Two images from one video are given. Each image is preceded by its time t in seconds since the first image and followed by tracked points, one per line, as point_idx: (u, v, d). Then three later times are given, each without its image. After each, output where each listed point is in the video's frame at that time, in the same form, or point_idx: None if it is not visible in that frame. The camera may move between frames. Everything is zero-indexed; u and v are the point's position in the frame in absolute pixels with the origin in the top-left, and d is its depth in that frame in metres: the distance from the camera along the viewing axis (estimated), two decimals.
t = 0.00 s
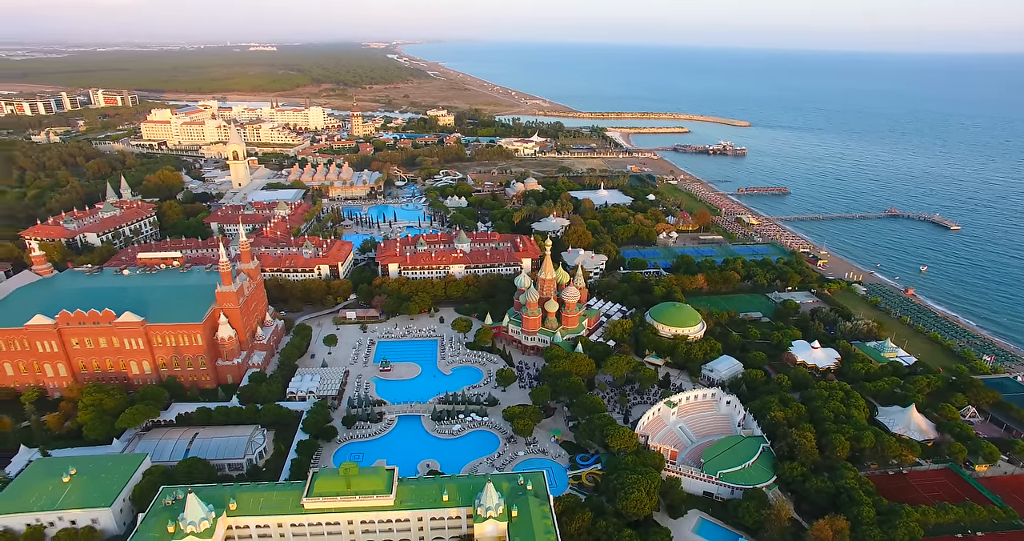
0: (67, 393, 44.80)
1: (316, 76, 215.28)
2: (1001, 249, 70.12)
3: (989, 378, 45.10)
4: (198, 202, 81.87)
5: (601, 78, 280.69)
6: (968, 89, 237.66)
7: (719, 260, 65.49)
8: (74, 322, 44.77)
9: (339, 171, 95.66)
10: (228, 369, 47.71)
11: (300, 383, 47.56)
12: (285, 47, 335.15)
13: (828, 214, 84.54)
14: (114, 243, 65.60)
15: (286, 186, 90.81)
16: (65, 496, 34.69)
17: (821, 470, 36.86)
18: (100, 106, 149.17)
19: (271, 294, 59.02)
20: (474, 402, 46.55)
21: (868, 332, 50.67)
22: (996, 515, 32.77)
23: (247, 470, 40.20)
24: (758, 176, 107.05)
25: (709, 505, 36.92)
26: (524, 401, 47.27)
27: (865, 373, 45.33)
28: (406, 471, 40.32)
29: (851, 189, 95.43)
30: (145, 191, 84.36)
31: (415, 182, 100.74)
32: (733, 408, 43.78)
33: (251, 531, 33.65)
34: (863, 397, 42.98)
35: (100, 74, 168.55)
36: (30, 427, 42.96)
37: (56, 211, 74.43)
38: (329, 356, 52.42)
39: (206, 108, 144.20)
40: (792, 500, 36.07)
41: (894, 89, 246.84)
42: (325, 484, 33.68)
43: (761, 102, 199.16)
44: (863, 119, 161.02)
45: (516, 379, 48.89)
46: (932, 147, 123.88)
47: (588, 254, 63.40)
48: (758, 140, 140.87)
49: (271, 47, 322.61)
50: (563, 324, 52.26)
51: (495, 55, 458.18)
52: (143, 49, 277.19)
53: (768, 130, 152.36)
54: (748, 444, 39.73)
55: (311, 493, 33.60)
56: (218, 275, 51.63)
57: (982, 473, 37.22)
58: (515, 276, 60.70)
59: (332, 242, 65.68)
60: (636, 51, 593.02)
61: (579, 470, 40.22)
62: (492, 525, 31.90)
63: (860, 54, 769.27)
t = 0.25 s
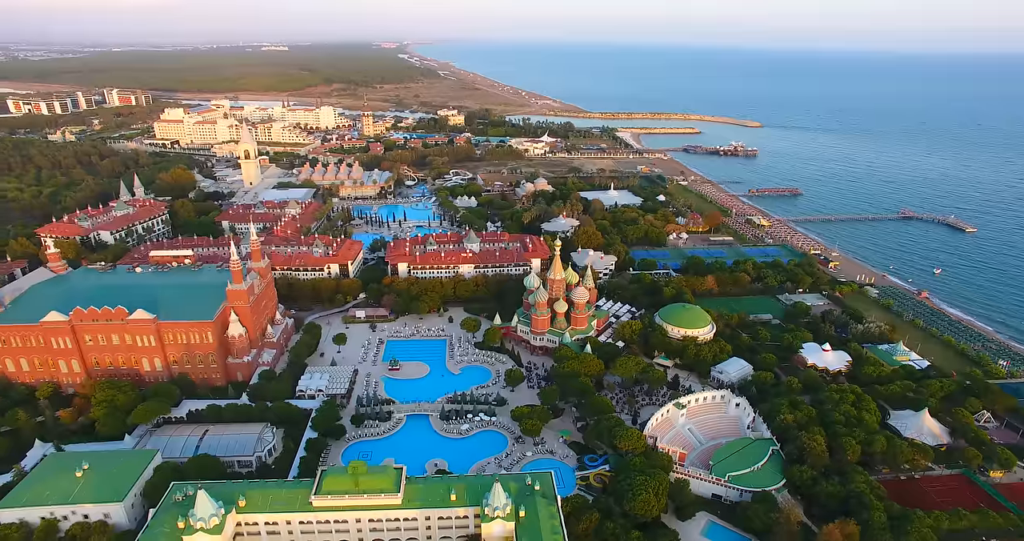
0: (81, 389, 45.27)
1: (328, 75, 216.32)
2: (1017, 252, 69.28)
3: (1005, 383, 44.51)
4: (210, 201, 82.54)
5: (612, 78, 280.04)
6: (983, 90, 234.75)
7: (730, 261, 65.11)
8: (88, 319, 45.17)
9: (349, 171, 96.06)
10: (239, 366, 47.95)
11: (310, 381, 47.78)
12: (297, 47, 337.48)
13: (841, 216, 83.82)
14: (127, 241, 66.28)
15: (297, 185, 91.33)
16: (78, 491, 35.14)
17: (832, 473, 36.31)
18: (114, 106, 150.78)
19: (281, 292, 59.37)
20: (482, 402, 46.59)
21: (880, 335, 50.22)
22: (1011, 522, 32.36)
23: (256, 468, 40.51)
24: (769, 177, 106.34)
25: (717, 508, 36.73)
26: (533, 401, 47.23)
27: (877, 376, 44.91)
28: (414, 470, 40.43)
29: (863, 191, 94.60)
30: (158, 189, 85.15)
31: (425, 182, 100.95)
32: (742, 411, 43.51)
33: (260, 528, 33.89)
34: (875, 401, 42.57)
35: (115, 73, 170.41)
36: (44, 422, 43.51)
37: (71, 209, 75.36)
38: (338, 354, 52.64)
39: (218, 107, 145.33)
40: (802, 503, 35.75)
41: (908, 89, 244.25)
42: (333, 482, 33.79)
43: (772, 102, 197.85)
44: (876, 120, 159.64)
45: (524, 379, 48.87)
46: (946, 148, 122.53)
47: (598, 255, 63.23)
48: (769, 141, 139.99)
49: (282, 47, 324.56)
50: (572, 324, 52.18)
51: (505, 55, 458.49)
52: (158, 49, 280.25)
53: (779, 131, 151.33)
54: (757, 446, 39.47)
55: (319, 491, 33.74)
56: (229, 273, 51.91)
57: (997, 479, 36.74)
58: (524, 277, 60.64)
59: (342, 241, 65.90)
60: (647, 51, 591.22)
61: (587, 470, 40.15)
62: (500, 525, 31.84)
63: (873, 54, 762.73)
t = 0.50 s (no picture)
0: (93, 386, 45.71)
1: (338, 75, 217.17)
2: None
3: (1020, 387, 44.00)
4: (221, 199, 83.11)
5: (621, 78, 279.35)
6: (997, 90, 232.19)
7: (739, 263, 64.80)
8: (100, 316, 45.63)
9: (359, 170, 96.39)
10: (248, 364, 48.22)
11: (318, 379, 47.97)
12: (307, 47, 339.34)
13: (852, 218, 83.18)
14: (139, 239, 66.92)
15: (307, 184, 91.73)
16: (90, 486, 35.52)
17: (841, 477, 36.07)
18: (127, 105, 152.19)
19: (291, 291, 59.67)
20: (490, 402, 46.63)
21: (892, 338, 49.80)
22: None
23: (265, 465, 40.55)
24: (780, 178, 105.73)
25: (725, 510, 36.56)
26: (540, 401, 47.20)
27: (888, 380, 44.52)
28: (421, 469, 40.51)
29: (875, 192, 93.87)
30: (170, 188, 85.86)
31: (434, 182, 101.10)
32: (751, 413, 43.25)
33: (269, 525, 34.11)
34: (886, 404, 42.20)
35: (128, 73, 171.96)
36: (57, 417, 43.99)
37: (84, 207, 76.13)
38: (347, 353, 52.86)
39: (229, 106, 146.35)
40: (810, 507, 35.48)
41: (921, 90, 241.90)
42: (341, 481, 33.90)
43: (783, 103, 196.70)
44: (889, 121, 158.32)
45: (532, 379, 48.85)
46: (960, 150, 121.33)
47: (606, 255, 63.09)
48: (780, 141, 139.12)
49: (293, 47, 326.24)
50: (580, 325, 52.09)
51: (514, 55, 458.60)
52: (171, 48, 282.94)
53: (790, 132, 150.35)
54: (766, 449, 39.23)
55: (327, 489, 33.87)
56: (239, 271, 52.21)
57: (1011, 485, 36.25)
58: (533, 277, 60.61)
59: (351, 240, 66.11)
60: (656, 51, 589.43)
61: (595, 471, 40.08)
62: (507, 525, 31.82)
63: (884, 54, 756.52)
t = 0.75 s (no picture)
0: (105, 382, 46.13)
1: (349, 74, 218.08)
2: None
3: None
4: (232, 198, 83.63)
5: (630, 78, 278.71)
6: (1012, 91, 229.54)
7: (749, 264, 64.42)
8: (113, 313, 46.07)
9: (369, 170, 96.72)
10: (257, 362, 48.43)
11: (327, 378, 48.16)
12: (318, 47, 341.01)
13: (864, 219, 82.49)
14: (151, 237, 67.44)
15: (317, 183, 92.14)
16: (102, 481, 35.86)
17: (852, 481, 35.82)
18: (140, 105, 153.65)
19: (300, 290, 59.96)
20: (498, 402, 46.64)
21: (903, 341, 49.37)
22: None
23: (274, 463, 40.74)
24: (790, 179, 105.04)
25: (733, 513, 36.36)
26: (549, 402, 47.16)
27: (900, 383, 44.13)
28: (429, 468, 40.59)
29: (887, 194, 93.08)
30: (182, 187, 86.51)
31: (444, 182, 101.24)
32: (761, 415, 42.98)
33: (277, 523, 34.31)
34: (898, 408, 41.80)
35: (142, 72, 173.58)
36: (70, 413, 44.41)
37: (98, 205, 76.88)
38: (355, 352, 53.03)
39: (240, 106, 147.32)
40: (820, 511, 35.23)
41: (934, 90, 239.58)
42: (349, 479, 33.99)
43: (794, 103, 195.43)
44: (901, 122, 156.91)
45: (541, 379, 48.82)
46: (974, 151, 120.06)
47: (615, 256, 62.94)
48: (791, 143, 138.22)
49: (304, 47, 327.90)
50: (589, 325, 52.00)
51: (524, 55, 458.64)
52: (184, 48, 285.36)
53: (800, 133, 149.30)
54: (776, 451, 38.97)
55: (335, 487, 33.98)
56: (249, 270, 52.47)
57: None
58: (541, 277, 60.55)
59: (361, 240, 66.30)
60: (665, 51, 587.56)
61: (603, 472, 39.99)
62: (514, 525, 31.74)
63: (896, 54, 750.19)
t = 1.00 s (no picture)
0: (116, 379, 46.50)
1: (358, 74, 218.81)
2: None
3: None
4: (242, 197, 84.09)
5: (640, 79, 277.90)
6: None
7: (759, 266, 64.10)
8: (124, 311, 46.43)
9: (378, 170, 96.98)
10: (266, 361, 48.67)
11: (335, 377, 48.35)
12: (328, 47, 342.68)
13: (876, 221, 81.83)
14: (162, 235, 67.92)
15: (327, 183, 92.45)
16: (113, 477, 36.24)
17: (861, 485, 35.58)
18: (152, 104, 154.90)
19: (309, 289, 60.20)
20: (505, 402, 46.64)
21: (915, 344, 48.95)
22: None
23: (282, 461, 40.95)
24: (800, 180, 104.43)
25: (741, 516, 36.16)
26: (556, 402, 47.12)
27: (911, 387, 43.73)
28: (436, 468, 40.65)
29: (899, 196, 92.28)
30: (192, 186, 87.08)
31: (453, 182, 101.33)
32: (769, 418, 42.74)
33: (285, 520, 34.47)
34: (909, 412, 41.43)
35: (154, 72, 174.97)
36: (82, 409, 44.83)
37: (110, 204, 77.55)
38: (364, 351, 53.20)
39: (251, 106, 148.17)
40: (829, 515, 35.00)
41: (946, 90, 237.20)
42: (357, 478, 34.18)
43: (804, 105, 194.23)
44: (913, 123, 155.52)
45: (548, 380, 48.76)
46: (988, 153, 118.80)
47: (624, 257, 62.77)
48: (801, 144, 137.39)
49: (315, 47, 329.43)
50: (597, 326, 51.91)
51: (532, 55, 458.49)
52: (196, 48, 287.56)
53: (811, 134, 148.32)
54: (784, 454, 38.76)
55: (343, 486, 34.12)
56: (258, 269, 52.72)
57: None
58: (550, 277, 60.48)
59: (369, 239, 66.48)
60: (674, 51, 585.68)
61: (610, 474, 39.91)
62: (521, 525, 31.75)
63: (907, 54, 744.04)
